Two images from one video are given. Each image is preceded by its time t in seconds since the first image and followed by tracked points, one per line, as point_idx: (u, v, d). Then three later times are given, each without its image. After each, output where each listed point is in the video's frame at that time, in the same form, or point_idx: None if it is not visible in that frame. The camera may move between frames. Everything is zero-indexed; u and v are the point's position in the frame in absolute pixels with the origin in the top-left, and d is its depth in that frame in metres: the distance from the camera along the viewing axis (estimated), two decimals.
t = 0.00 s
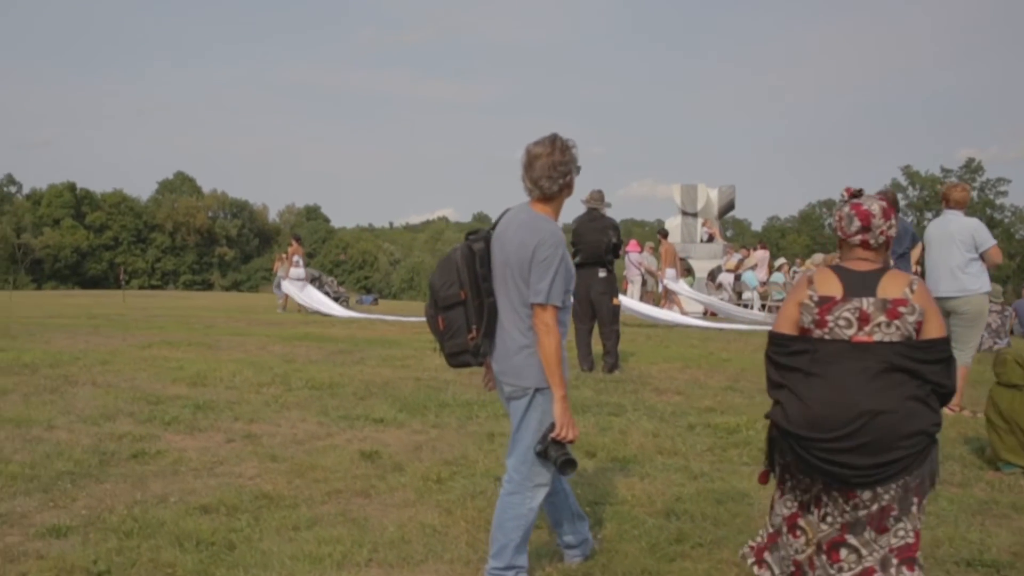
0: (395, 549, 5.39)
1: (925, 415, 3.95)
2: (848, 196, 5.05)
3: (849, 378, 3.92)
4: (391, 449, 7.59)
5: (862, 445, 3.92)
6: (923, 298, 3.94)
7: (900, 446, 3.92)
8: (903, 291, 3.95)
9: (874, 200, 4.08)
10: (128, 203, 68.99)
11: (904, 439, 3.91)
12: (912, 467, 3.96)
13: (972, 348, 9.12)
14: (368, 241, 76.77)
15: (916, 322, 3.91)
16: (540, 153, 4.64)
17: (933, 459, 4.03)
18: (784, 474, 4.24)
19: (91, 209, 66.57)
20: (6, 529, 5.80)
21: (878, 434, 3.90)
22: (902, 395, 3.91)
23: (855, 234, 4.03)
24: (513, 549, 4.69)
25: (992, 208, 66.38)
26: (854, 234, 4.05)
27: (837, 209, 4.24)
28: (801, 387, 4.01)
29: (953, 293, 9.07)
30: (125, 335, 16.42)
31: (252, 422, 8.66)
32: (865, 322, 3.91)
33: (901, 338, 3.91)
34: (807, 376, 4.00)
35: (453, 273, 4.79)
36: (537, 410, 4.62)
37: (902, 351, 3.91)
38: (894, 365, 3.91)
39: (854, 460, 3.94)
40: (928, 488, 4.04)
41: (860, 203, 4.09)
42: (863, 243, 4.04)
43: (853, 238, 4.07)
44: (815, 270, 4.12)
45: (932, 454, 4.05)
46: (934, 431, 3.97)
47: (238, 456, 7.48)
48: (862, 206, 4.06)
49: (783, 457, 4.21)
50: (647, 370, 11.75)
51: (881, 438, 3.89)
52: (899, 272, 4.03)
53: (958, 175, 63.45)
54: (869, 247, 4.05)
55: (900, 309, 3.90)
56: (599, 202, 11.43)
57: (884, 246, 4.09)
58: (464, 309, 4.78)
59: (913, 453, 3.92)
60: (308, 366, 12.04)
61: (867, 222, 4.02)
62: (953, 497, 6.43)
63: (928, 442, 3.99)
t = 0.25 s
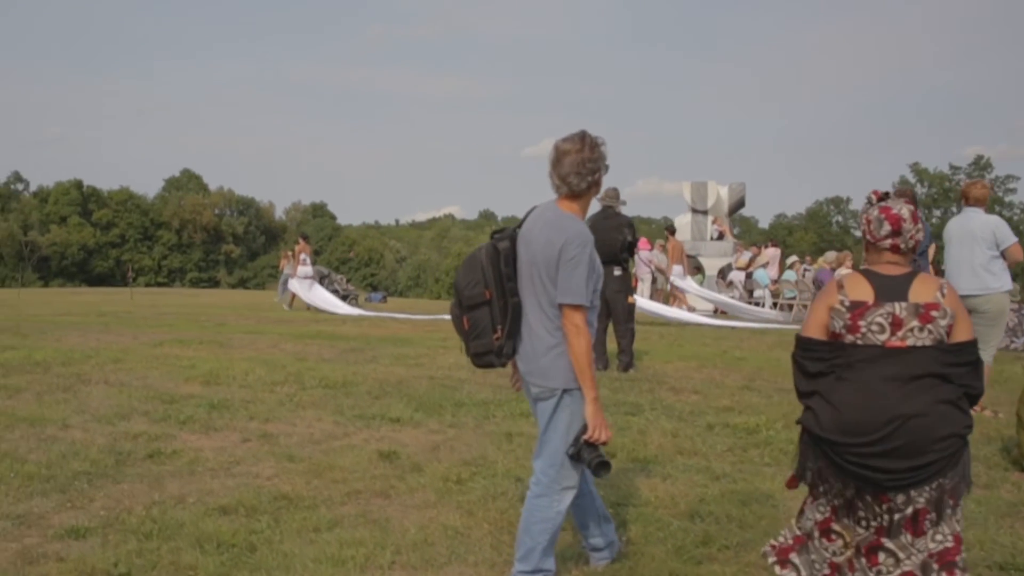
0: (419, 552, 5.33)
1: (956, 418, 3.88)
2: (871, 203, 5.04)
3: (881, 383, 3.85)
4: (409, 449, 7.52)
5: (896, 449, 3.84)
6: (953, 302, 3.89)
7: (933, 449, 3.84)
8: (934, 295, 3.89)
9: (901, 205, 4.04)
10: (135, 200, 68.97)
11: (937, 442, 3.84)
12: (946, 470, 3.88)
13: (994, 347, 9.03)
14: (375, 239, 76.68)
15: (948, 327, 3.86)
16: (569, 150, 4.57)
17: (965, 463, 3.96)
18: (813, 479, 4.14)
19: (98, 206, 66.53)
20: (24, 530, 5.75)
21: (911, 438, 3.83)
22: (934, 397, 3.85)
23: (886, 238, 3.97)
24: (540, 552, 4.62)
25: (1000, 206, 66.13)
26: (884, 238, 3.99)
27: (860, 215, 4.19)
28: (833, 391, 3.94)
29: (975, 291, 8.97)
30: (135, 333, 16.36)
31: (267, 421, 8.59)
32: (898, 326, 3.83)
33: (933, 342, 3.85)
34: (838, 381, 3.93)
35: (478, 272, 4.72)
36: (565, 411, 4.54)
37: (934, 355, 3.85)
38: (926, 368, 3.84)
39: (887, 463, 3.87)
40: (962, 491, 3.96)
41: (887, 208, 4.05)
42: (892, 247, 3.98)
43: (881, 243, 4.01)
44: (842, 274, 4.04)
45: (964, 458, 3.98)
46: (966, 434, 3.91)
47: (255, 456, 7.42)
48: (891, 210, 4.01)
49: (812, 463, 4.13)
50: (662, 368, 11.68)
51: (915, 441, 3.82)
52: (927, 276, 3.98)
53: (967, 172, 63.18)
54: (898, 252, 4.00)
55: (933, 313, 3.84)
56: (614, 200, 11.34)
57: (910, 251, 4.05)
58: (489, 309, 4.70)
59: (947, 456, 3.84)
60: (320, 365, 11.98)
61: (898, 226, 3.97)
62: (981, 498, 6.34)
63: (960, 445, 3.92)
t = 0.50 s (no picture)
0: (443, 554, 5.26)
1: (982, 418, 3.80)
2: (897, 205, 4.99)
3: (905, 388, 3.78)
4: (427, 448, 7.45)
5: (922, 452, 3.77)
6: (979, 307, 3.83)
7: (960, 451, 3.76)
8: (960, 300, 3.82)
9: (926, 208, 3.96)
10: (141, 197, 68.98)
11: (964, 444, 3.76)
12: (975, 471, 3.80)
13: (1016, 345, 8.94)
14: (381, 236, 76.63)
15: (973, 332, 3.79)
16: (598, 146, 4.51)
17: (994, 463, 3.87)
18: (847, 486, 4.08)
19: (104, 204, 66.53)
20: (42, 531, 5.68)
21: (937, 441, 3.75)
22: (958, 399, 3.77)
23: (911, 242, 3.89)
24: (569, 556, 4.54)
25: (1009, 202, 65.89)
26: (908, 242, 3.91)
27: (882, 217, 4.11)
28: (857, 398, 3.88)
29: (997, 288, 8.86)
30: (146, 331, 16.31)
31: (283, 420, 8.53)
32: (924, 332, 3.76)
33: (958, 346, 3.78)
34: (861, 387, 3.87)
35: (505, 271, 4.65)
36: (594, 412, 4.47)
37: (958, 358, 3.78)
38: (949, 370, 3.77)
39: (915, 466, 3.79)
40: (994, 489, 3.88)
41: (911, 211, 3.97)
42: (917, 251, 3.91)
43: (906, 247, 3.93)
44: (866, 279, 3.96)
45: (992, 457, 3.89)
46: (993, 434, 3.82)
47: (272, 456, 7.35)
48: (916, 213, 3.93)
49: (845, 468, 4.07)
50: (677, 367, 11.59)
51: (941, 444, 3.74)
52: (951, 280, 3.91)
53: (976, 169, 62.93)
54: (922, 256, 3.92)
55: (959, 318, 3.77)
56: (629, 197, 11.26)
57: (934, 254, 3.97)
58: (516, 309, 4.63)
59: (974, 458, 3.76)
60: (333, 363, 11.92)
61: (923, 229, 3.89)
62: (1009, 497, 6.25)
63: (988, 445, 3.83)
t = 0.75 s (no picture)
0: (467, 556, 5.19)
1: (1008, 413, 3.76)
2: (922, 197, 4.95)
3: (933, 383, 3.72)
4: (446, 448, 7.38)
5: (952, 447, 3.71)
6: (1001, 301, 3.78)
7: (989, 446, 3.71)
8: (982, 294, 3.78)
9: (948, 203, 3.89)
10: (147, 193, 68.96)
11: (993, 438, 3.71)
12: (1003, 466, 3.75)
13: None
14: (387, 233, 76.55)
15: (997, 326, 3.74)
16: (629, 142, 4.43)
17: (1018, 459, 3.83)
18: (874, 479, 3.99)
19: (110, 200, 66.53)
20: (60, 531, 5.62)
21: (966, 436, 3.70)
22: (985, 394, 3.72)
23: (933, 237, 3.83)
24: (598, 558, 4.46)
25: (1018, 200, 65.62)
26: (930, 237, 3.85)
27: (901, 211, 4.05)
28: (884, 393, 3.81)
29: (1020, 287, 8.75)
30: (156, 328, 16.24)
31: (299, 419, 8.46)
32: (949, 328, 3.70)
33: (983, 341, 3.72)
34: (888, 383, 3.80)
35: (534, 270, 4.58)
36: (626, 413, 4.39)
37: (985, 353, 3.74)
38: (977, 365, 3.72)
39: (944, 461, 3.73)
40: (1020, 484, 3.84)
41: (933, 205, 3.90)
42: (938, 247, 3.85)
43: (927, 242, 3.87)
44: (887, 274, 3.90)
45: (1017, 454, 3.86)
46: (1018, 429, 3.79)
47: (289, 455, 7.28)
48: (937, 208, 3.86)
49: (870, 465, 4.00)
50: (692, 365, 11.51)
51: (970, 439, 3.69)
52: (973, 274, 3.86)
53: (985, 166, 62.66)
54: (944, 251, 3.86)
55: (982, 313, 3.71)
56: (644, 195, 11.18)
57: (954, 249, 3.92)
58: (546, 309, 4.56)
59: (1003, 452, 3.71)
60: (346, 361, 11.84)
61: (945, 225, 3.83)
62: None
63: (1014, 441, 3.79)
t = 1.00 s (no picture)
0: (492, 559, 5.12)
1: None
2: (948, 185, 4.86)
3: (961, 377, 3.64)
4: (465, 448, 7.31)
5: (979, 440, 3.64)
6: None
7: (1015, 440, 3.64)
8: (1009, 288, 3.70)
9: (974, 195, 3.78)
10: (154, 191, 68.93)
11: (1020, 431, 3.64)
12: None
13: None
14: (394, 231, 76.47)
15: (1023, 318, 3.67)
16: (660, 140, 4.35)
17: None
18: (894, 475, 3.96)
19: (117, 198, 66.51)
20: (79, 534, 5.56)
21: (994, 429, 3.62)
22: (1014, 387, 3.64)
23: (959, 231, 3.73)
24: (629, 562, 4.39)
25: None
26: (956, 231, 3.75)
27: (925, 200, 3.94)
28: (912, 386, 3.71)
29: None
30: (168, 327, 16.17)
31: (315, 419, 8.39)
32: (976, 322, 3.63)
33: (1010, 333, 3.66)
34: (915, 376, 3.71)
35: (564, 269, 4.50)
36: (657, 415, 4.32)
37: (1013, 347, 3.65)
38: (1006, 358, 3.64)
39: (970, 455, 3.65)
40: None
41: (958, 197, 3.79)
42: (964, 240, 3.76)
43: (953, 234, 3.77)
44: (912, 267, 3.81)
45: None
46: None
47: (307, 456, 7.22)
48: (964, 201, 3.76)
49: (893, 458, 3.93)
50: (708, 364, 11.43)
51: (998, 432, 3.62)
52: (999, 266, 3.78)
53: (994, 164, 62.42)
54: (969, 244, 3.77)
55: (1010, 307, 3.64)
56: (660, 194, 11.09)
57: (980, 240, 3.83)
58: (576, 309, 4.48)
59: None
60: (359, 360, 11.78)
61: (972, 219, 3.73)
62: None
63: None
